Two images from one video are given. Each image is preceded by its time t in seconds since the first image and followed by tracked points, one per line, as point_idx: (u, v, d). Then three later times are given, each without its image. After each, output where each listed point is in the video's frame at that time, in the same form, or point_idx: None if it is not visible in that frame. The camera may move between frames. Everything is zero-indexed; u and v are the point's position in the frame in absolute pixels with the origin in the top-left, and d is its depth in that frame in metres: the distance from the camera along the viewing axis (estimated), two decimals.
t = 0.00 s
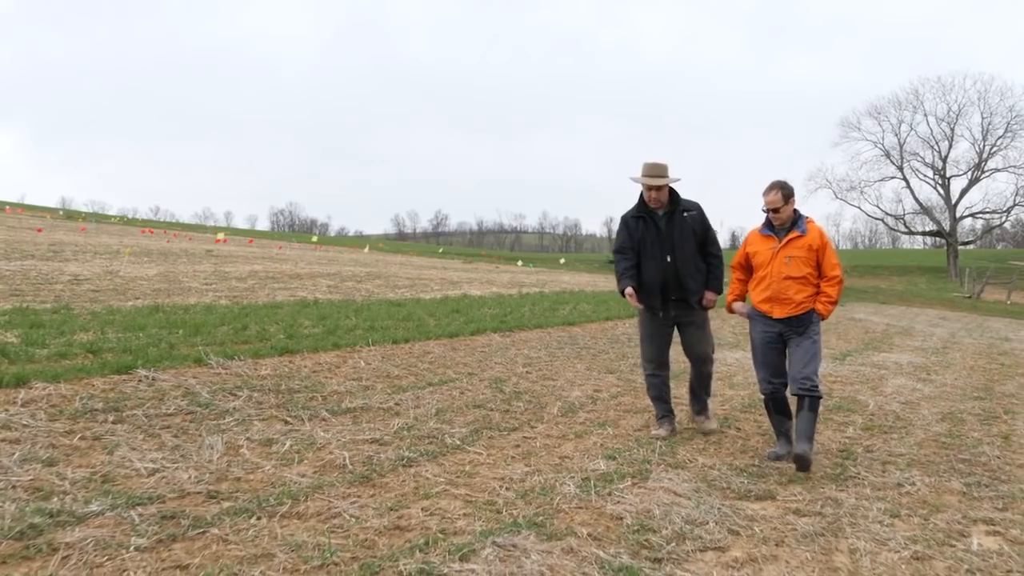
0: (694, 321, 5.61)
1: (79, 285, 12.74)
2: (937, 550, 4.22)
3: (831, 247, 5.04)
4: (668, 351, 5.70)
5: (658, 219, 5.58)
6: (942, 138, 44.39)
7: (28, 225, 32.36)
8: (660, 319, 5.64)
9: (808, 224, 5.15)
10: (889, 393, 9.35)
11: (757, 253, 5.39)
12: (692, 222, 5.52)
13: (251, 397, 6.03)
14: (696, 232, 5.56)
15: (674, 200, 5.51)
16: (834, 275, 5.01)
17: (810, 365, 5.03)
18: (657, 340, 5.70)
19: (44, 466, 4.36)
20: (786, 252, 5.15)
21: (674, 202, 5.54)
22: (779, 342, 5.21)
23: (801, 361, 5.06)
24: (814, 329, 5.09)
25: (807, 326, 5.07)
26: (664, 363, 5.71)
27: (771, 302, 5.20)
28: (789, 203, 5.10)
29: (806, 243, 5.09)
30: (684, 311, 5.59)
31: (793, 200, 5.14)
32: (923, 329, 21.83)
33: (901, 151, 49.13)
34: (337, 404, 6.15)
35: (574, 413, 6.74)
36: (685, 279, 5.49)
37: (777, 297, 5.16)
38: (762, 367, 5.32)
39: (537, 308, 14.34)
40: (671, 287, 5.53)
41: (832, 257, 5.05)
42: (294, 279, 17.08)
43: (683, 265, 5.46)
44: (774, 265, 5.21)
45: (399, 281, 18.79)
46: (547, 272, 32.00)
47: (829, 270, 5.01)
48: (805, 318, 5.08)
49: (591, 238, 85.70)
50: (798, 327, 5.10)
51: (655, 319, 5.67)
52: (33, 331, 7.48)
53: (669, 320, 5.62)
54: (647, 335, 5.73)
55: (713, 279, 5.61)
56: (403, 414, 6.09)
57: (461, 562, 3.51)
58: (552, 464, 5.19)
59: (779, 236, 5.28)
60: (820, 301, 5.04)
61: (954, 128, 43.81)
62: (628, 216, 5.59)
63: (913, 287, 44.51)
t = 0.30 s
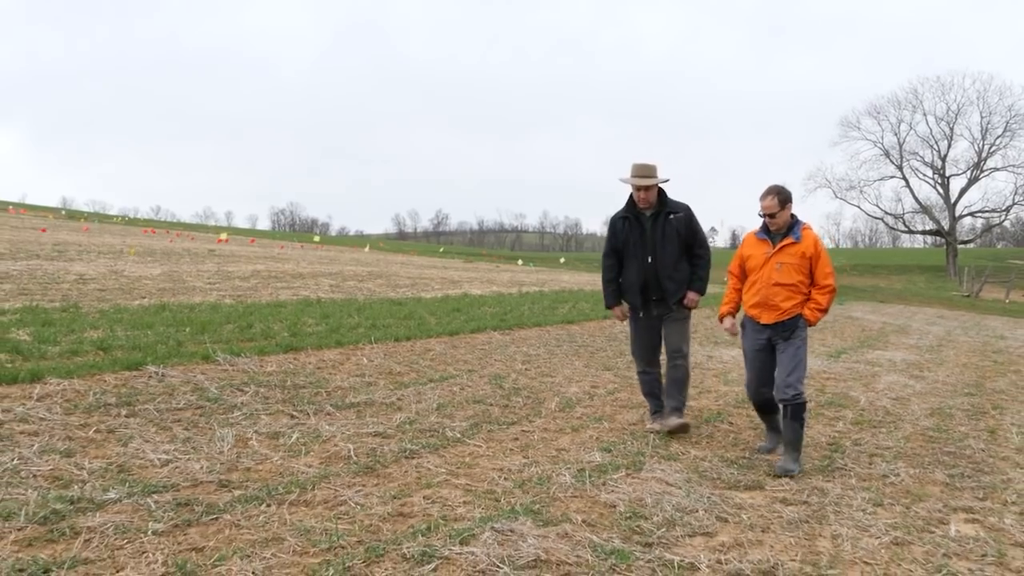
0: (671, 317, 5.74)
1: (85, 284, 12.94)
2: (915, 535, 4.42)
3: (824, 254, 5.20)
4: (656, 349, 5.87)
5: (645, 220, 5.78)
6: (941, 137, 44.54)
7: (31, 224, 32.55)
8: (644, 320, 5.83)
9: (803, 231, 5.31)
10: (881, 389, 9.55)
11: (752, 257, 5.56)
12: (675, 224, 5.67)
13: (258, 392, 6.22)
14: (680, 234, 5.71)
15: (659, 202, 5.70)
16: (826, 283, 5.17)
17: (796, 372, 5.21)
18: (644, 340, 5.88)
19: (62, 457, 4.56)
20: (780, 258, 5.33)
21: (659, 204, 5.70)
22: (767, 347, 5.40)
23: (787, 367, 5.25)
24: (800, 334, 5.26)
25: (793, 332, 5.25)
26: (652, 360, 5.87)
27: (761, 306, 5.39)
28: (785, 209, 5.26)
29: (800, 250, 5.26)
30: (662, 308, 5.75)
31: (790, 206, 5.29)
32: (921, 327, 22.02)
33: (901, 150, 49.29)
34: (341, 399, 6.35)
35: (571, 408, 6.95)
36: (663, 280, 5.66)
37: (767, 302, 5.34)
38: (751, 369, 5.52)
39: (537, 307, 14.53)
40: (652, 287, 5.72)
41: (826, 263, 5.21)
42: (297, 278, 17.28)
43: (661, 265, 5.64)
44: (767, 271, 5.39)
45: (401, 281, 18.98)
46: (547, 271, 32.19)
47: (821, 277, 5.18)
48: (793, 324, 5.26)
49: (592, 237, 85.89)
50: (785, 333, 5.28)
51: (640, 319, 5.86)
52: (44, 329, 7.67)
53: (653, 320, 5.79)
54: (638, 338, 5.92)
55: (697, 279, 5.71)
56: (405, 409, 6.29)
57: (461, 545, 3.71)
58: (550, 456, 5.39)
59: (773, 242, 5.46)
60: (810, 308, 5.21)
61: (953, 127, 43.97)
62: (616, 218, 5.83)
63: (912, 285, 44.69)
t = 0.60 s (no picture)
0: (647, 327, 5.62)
1: (87, 286, 13.06)
2: (900, 535, 4.52)
3: (805, 253, 5.28)
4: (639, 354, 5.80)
5: (636, 224, 5.66)
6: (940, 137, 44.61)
7: (31, 225, 32.67)
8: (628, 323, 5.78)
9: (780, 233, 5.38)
10: (874, 390, 9.65)
11: (736, 266, 5.62)
12: (658, 234, 5.51)
13: (258, 394, 6.33)
14: (667, 243, 5.54)
15: (649, 208, 5.55)
16: (813, 281, 5.26)
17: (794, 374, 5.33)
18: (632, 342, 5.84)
19: (67, 458, 4.67)
20: (763, 266, 5.39)
21: (647, 211, 5.55)
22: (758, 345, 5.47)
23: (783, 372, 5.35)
24: (795, 336, 5.38)
25: (788, 335, 5.35)
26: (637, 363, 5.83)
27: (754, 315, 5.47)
28: (758, 215, 5.32)
29: (781, 255, 5.32)
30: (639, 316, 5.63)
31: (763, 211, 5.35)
32: (919, 326, 22.13)
33: (900, 149, 49.38)
34: (340, 401, 6.46)
35: (567, 408, 7.05)
36: (640, 290, 5.56)
37: (759, 311, 5.43)
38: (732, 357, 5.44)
39: (535, 307, 14.64)
40: (631, 294, 5.64)
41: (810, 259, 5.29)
42: (297, 279, 17.40)
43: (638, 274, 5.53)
44: (753, 279, 5.45)
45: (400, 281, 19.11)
46: (547, 271, 32.32)
47: (808, 276, 5.27)
48: (787, 328, 5.36)
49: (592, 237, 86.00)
50: (779, 337, 5.37)
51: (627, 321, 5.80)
52: (48, 331, 7.79)
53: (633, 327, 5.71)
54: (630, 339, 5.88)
55: (676, 290, 5.51)
56: (403, 410, 6.40)
57: (456, 544, 3.81)
58: (544, 457, 5.49)
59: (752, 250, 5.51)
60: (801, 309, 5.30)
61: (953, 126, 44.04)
62: (609, 219, 5.76)
63: (911, 284, 44.79)
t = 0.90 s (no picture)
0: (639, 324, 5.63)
1: (86, 282, 13.08)
2: (890, 529, 4.52)
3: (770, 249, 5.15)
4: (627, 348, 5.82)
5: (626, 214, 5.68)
6: (944, 133, 44.54)
7: (33, 222, 32.73)
8: (614, 316, 5.79)
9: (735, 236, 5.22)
10: (872, 385, 9.66)
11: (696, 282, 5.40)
12: (648, 225, 5.54)
13: (253, 389, 6.35)
14: (657, 236, 5.57)
15: (641, 200, 5.57)
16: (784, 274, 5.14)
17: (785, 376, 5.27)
18: (617, 336, 5.83)
19: (59, 452, 4.69)
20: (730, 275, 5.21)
21: (639, 201, 5.57)
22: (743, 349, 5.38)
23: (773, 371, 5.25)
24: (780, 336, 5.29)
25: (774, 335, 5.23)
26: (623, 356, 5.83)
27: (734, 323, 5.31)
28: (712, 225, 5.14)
29: (745, 259, 5.17)
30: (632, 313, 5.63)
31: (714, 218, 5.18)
32: (921, 323, 22.11)
33: (903, 146, 49.30)
34: (335, 396, 6.47)
35: (562, 403, 7.06)
36: (627, 281, 5.59)
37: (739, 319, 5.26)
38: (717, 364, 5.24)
39: (535, 304, 14.66)
40: (618, 286, 5.66)
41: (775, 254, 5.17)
42: (298, 275, 17.42)
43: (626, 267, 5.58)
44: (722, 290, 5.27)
45: (401, 278, 19.13)
46: (549, 268, 32.31)
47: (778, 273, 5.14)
48: (771, 328, 5.23)
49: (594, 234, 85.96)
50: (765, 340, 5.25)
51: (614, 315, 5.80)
52: (45, 326, 7.81)
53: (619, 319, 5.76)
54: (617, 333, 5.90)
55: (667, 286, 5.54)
56: (397, 405, 6.42)
57: (444, 537, 3.83)
58: (536, 451, 5.51)
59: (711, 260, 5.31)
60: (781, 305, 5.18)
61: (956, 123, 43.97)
62: (599, 207, 5.78)
63: (913, 281, 44.75)
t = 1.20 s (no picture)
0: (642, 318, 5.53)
1: (100, 278, 13.13)
2: (888, 521, 4.44)
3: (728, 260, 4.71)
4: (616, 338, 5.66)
5: (622, 201, 5.51)
6: (969, 126, 44.11)
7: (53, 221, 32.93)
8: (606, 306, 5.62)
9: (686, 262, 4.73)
10: (884, 379, 9.55)
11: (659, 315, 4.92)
12: (647, 214, 5.39)
13: (253, 382, 6.34)
14: (655, 225, 5.42)
15: (638, 187, 5.39)
16: (752, 273, 4.74)
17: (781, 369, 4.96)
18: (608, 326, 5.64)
19: (52, 443, 4.68)
20: (700, 301, 4.75)
21: (637, 188, 5.41)
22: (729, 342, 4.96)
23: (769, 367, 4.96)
24: (767, 328, 4.95)
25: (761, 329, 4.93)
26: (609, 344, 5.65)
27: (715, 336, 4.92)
28: (664, 263, 4.64)
29: (709, 281, 4.71)
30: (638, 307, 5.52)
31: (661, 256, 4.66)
32: (942, 317, 21.91)
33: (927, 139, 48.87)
34: (335, 389, 6.45)
35: (565, 396, 7.01)
36: (626, 272, 5.45)
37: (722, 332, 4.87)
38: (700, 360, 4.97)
39: (549, 298, 14.61)
40: (615, 276, 5.51)
41: (734, 260, 4.73)
42: (313, 271, 17.43)
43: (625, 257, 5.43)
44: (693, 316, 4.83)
45: (416, 273, 19.12)
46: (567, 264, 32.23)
47: (747, 276, 4.73)
48: (756, 324, 4.90)
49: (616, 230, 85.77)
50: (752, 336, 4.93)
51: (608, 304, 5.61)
52: (51, 321, 7.82)
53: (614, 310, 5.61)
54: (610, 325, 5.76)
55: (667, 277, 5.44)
56: (398, 398, 6.38)
57: (429, 528, 3.78)
58: (534, 443, 5.46)
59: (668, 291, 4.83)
60: (761, 299, 4.82)
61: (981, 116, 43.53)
62: (592, 194, 5.59)
63: (937, 275, 44.37)
